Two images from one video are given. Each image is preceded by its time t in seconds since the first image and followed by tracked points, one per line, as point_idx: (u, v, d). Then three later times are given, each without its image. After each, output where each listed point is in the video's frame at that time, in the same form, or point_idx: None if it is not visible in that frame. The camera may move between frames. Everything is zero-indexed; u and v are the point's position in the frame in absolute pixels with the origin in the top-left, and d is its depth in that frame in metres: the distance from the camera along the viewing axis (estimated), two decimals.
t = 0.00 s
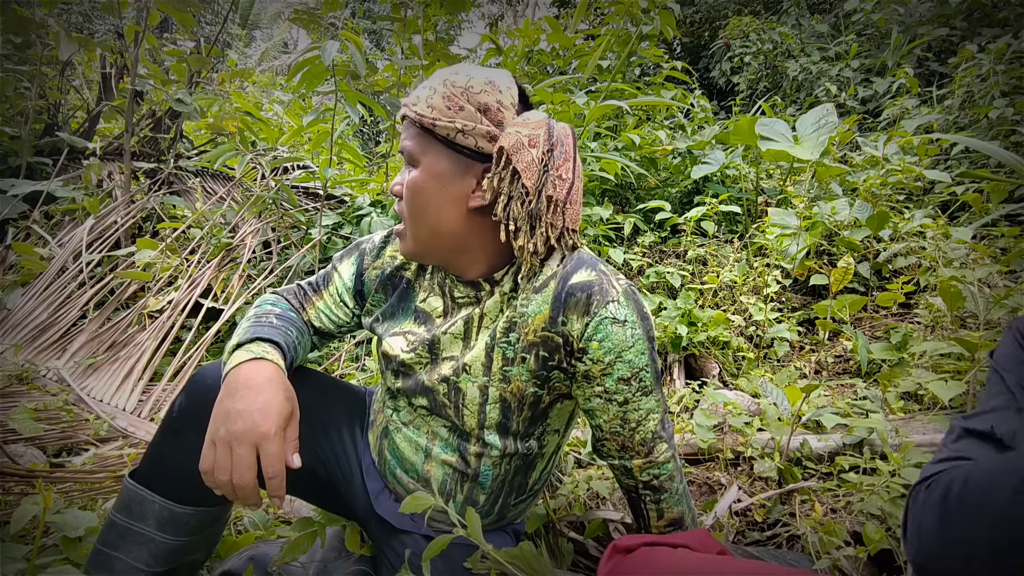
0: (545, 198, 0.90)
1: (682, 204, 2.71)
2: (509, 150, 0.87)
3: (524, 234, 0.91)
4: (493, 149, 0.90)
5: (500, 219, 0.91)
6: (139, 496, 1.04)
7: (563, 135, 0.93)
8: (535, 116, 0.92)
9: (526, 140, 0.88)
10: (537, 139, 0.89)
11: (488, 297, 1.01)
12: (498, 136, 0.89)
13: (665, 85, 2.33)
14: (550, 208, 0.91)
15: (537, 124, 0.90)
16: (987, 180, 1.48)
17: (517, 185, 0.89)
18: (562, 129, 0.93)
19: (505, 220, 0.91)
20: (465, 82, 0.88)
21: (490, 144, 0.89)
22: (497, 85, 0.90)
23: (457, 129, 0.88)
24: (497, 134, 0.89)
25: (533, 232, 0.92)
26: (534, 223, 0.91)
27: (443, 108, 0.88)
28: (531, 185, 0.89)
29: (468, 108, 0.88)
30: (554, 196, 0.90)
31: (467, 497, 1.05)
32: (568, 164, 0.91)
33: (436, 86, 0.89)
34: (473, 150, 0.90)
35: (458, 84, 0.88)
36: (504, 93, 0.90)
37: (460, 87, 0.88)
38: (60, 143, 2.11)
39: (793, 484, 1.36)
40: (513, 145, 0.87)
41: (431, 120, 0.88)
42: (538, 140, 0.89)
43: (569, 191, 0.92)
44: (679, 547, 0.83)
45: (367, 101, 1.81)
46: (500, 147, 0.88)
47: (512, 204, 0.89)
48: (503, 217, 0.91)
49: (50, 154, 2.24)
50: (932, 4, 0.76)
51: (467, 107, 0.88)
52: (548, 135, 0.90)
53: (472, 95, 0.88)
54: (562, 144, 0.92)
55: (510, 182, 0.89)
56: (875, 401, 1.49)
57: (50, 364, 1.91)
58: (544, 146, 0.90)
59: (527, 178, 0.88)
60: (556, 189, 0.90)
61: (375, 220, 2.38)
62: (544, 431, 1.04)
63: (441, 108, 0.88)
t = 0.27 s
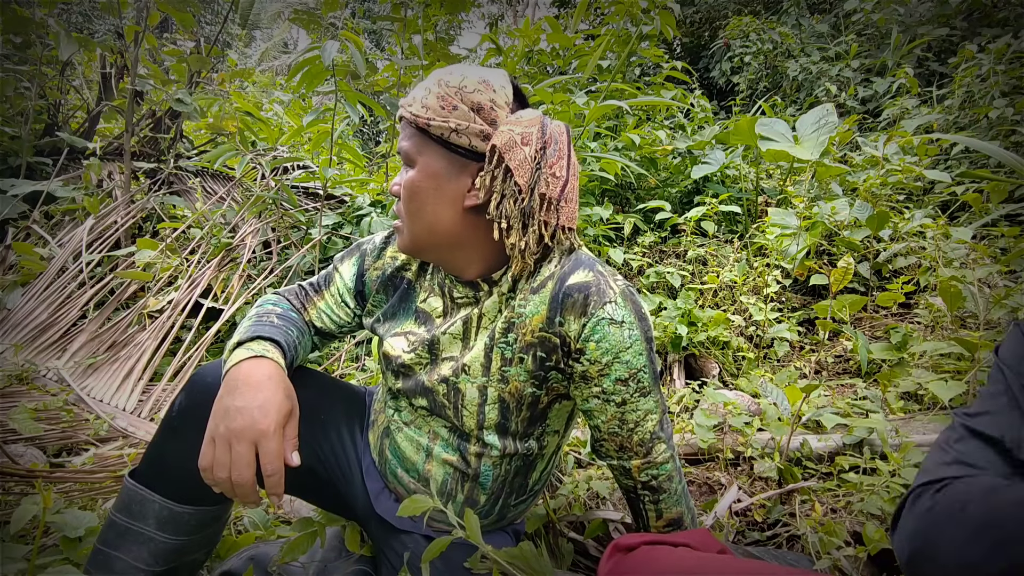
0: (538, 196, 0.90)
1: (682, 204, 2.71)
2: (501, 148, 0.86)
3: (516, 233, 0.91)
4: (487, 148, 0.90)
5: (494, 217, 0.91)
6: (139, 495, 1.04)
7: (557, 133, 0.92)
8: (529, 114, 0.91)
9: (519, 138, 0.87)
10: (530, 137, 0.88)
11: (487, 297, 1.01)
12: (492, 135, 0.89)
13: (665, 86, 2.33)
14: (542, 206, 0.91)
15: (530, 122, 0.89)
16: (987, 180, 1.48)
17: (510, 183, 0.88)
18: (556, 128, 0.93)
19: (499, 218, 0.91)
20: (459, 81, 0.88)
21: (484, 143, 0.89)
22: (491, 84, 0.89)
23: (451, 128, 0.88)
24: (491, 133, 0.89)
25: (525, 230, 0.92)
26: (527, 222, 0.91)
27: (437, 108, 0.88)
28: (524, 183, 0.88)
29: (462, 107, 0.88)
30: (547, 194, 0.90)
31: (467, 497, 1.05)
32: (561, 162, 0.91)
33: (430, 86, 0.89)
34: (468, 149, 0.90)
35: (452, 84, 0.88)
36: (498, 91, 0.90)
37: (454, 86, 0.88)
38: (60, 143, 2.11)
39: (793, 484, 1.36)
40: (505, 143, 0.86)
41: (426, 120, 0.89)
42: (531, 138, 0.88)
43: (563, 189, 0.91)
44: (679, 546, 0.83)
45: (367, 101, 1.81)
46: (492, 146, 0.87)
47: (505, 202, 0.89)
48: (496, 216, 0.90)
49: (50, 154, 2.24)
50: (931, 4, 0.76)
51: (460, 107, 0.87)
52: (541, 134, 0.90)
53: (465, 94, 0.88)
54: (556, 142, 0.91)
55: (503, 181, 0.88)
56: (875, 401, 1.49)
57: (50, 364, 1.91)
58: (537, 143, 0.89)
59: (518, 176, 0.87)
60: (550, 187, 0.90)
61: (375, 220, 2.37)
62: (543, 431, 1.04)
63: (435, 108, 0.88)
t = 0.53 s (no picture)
0: (537, 194, 0.90)
1: (682, 204, 2.71)
2: (500, 147, 0.86)
3: (516, 231, 0.91)
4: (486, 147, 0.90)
5: (493, 215, 0.91)
6: (139, 495, 1.04)
7: (557, 132, 0.92)
8: (528, 113, 0.91)
9: (518, 136, 0.87)
10: (529, 136, 0.88)
11: (488, 296, 1.01)
12: (491, 134, 0.88)
13: (665, 85, 2.33)
14: (542, 204, 0.91)
15: (530, 120, 0.89)
16: (987, 180, 1.48)
17: (509, 181, 0.88)
18: (556, 126, 0.93)
19: (498, 217, 0.91)
20: (458, 81, 0.88)
21: (483, 142, 0.89)
22: (490, 83, 0.89)
23: (451, 128, 0.88)
24: (490, 132, 0.89)
25: (524, 228, 0.92)
26: (527, 220, 0.91)
27: (437, 108, 0.88)
28: (523, 181, 0.88)
29: (461, 107, 0.88)
30: (547, 192, 0.90)
31: (467, 497, 1.05)
32: (561, 161, 0.91)
33: (430, 86, 0.89)
34: (467, 148, 0.90)
35: (452, 83, 0.88)
36: (497, 90, 0.90)
37: (454, 86, 0.88)
38: (60, 143, 2.11)
39: (793, 484, 1.36)
40: (504, 142, 0.86)
41: (425, 119, 0.89)
42: (530, 136, 0.88)
43: (563, 187, 0.91)
44: (679, 545, 0.83)
45: (367, 101, 1.81)
46: (492, 144, 0.87)
47: (504, 200, 0.89)
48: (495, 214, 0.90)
49: (50, 154, 2.24)
50: (932, 4, 0.75)
51: (460, 106, 0.88)
52: (540, 132, 0.90)
53: (465, 94, 0.88)
54: (555, 140, 0.91)
55: (502, 179, 0.88)
56: (875, 401, 1.49)
57: (50, 364, 1.91)
58: (536, 142, 0.89)
59: (518, 174, 0.87)
60: (549, 186, 0.90)
61: (375, 220, 2.37)
62: (543, 430, 1.04)
63: (435, 107, 0.88)
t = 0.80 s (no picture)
0: (537, 194, 0.90)
1: (682, 204, 2.71)
2: (500, 146, 0.86)
3: (516, 230, 0.91)
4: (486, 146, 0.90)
5: (493, 215, 0.91)
6: (139, 495, 1.04)
7: (557, 131, 0.92)
8: (528, 112, 0.91)
9: (517, 136, 0.87)
10: (529, 135, 0.88)
11: (488, 295, 1.01)
12: (491, 134, 0.89)
13: (665, 86, 2.33)
14: (542, 204, 0.91)
15: (530, 120, 0.89)
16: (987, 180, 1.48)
17: (509, 181, 0.88)
18: (556, 126, 0.93)
19: (498, 217, 0.91)
20: (458, 81, 0.88)
21: (483, 142, 0.89)
22: (490, 83, 0.89)
23: (451, 127, 0.88)
24: (490, 132, 0.89)
25: (524, 227, 0.92)
26: (526, 220, 0.91)
27: (437, 108, 0.88)
28: (523, 180, 0.88)
29: (461, 106, 0.88)
30: (547, 192, 0.90)
31: (467, 496, 1.05)
32: (561, 160, 0.91)
33: (430, 86, 0.89)
34: (467, 148, 0.90)
35: (452, 83, 0.88)
36: (497, 90, 0.90)
37: (454, 86, 0.88)
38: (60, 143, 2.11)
39: (793, 484, 1.36)
40: (504, 142, 0.86)
41: (425, 119, 0.89)
42: (530, 136, 0.88)
43: (563, 187, 0.91)
44: (679, 545, 0.83)
45: (367, 101, 1.81)
46: (492, 144, 0.87)
47: (504, 200, 0.89)
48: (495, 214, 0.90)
49: (50, 154, 2.23)
50: (933, 4, 0.74)
51: (460, 106, 0.88)
52: (540, 132, 0.90)
53: (465, 94, 0.88)
54: (555, 140, 0.91)
55: (502, 179, 0.88)
56: (875, 401, 1.49)
57: (50, 364, 1.91)
58: (536, 141, 0.89)
59: (518, 174, 0.87)
60: (549, 185, 0.90)
61: (375, 220, 2.37)
62: (543, 430, 1.04)
63: (435, 107, 0.88)
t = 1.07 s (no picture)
0: (535, 193, 0.90)
1: (682, 204, 2.71)
2: (498, 145, 0.86)
3: (514, 230, 0.91)
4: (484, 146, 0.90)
5: (491, 215, 0.91)
6: (139, 495, 1.04)
7: (555, 131, 0.92)
8: (526, 111, 0.91)
9: (515, 135, 0.87)
10: (527, 134, 0.88)
11: (487, 296, 1.01)
12: (489, 133, 0.89)
13: (665, 86, 2.33)
14: (540, 204, 0.91)
15: (527, 119, 0.89)
16: (987, 180, 1.49)
17: (507, 180, 0.88)
18: (554, 125, 0.93)
19: (496, 216, 0.91)
20: (456, 81, 0.88)
21: (481, 141, 0.89)
22: (488, 83, 0.90)
23: (449, 127, 0.88)
24: (488, 131, 0.89)
25: (522, 227, 0.92)
26: (524, 219, 0.91)
27: (435, 108, 0.88)
28: (521, 180, 0.88)
29: (459, 106, 0.88)
30: (545, 191, 0.90)
31: (467, 496, 1.05)
32: (559, 159, 0.91)
33: (428, 86, 0.89)
34: (465, 148, 0.90)
35: (450, 83, 0.88)
36: (495, 90, 0.90)
37: (452, 86, 0.88)
38: (60, 143, 2.11)
39: (793, 484, 1.36)
40: (501, 141, 0.87)
41: (423, 120, 0.89)
42: (528, 135, 0.88)
43: (561, 186, 0.91)
44: (680, 545, 0.83)
45: (367, 101, 1.81)
46: (489, 144, 0.87)
47: (502, 199, 0.89)
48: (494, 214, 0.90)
49: (50, 154, 2.23)
50: (932, 4, 0.75)
51: (458, 106, 0.88)
52: (538, 131, 0.90)
53: (463, 94, 0.88)
54: (553, 139, 0.91)
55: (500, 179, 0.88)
56: (875, 401, 1.49)
57: (50, 364, 1.91)
58: (534, 141, 0.89)
59: (516, 173, 0.87)
60: (547, 185, 0.90)
61: (375, 220, 2.38)
62: (543, 430, 1.04)
63: (432, 107, 0.88)
